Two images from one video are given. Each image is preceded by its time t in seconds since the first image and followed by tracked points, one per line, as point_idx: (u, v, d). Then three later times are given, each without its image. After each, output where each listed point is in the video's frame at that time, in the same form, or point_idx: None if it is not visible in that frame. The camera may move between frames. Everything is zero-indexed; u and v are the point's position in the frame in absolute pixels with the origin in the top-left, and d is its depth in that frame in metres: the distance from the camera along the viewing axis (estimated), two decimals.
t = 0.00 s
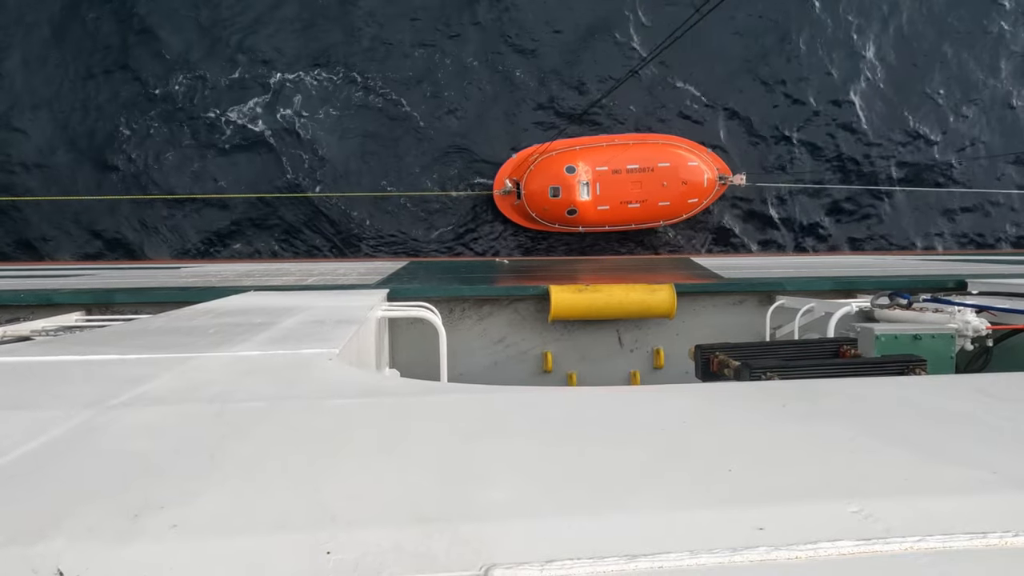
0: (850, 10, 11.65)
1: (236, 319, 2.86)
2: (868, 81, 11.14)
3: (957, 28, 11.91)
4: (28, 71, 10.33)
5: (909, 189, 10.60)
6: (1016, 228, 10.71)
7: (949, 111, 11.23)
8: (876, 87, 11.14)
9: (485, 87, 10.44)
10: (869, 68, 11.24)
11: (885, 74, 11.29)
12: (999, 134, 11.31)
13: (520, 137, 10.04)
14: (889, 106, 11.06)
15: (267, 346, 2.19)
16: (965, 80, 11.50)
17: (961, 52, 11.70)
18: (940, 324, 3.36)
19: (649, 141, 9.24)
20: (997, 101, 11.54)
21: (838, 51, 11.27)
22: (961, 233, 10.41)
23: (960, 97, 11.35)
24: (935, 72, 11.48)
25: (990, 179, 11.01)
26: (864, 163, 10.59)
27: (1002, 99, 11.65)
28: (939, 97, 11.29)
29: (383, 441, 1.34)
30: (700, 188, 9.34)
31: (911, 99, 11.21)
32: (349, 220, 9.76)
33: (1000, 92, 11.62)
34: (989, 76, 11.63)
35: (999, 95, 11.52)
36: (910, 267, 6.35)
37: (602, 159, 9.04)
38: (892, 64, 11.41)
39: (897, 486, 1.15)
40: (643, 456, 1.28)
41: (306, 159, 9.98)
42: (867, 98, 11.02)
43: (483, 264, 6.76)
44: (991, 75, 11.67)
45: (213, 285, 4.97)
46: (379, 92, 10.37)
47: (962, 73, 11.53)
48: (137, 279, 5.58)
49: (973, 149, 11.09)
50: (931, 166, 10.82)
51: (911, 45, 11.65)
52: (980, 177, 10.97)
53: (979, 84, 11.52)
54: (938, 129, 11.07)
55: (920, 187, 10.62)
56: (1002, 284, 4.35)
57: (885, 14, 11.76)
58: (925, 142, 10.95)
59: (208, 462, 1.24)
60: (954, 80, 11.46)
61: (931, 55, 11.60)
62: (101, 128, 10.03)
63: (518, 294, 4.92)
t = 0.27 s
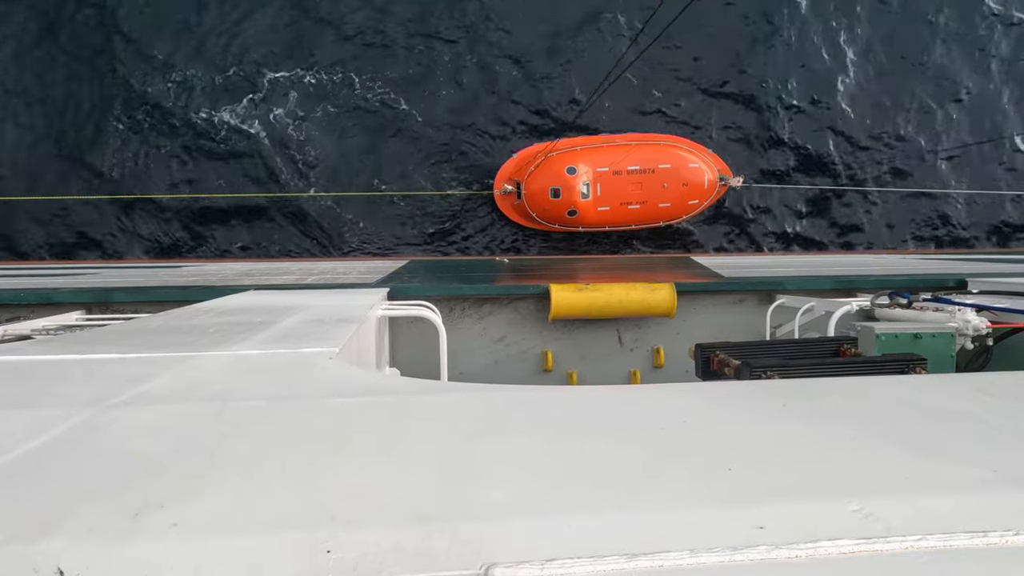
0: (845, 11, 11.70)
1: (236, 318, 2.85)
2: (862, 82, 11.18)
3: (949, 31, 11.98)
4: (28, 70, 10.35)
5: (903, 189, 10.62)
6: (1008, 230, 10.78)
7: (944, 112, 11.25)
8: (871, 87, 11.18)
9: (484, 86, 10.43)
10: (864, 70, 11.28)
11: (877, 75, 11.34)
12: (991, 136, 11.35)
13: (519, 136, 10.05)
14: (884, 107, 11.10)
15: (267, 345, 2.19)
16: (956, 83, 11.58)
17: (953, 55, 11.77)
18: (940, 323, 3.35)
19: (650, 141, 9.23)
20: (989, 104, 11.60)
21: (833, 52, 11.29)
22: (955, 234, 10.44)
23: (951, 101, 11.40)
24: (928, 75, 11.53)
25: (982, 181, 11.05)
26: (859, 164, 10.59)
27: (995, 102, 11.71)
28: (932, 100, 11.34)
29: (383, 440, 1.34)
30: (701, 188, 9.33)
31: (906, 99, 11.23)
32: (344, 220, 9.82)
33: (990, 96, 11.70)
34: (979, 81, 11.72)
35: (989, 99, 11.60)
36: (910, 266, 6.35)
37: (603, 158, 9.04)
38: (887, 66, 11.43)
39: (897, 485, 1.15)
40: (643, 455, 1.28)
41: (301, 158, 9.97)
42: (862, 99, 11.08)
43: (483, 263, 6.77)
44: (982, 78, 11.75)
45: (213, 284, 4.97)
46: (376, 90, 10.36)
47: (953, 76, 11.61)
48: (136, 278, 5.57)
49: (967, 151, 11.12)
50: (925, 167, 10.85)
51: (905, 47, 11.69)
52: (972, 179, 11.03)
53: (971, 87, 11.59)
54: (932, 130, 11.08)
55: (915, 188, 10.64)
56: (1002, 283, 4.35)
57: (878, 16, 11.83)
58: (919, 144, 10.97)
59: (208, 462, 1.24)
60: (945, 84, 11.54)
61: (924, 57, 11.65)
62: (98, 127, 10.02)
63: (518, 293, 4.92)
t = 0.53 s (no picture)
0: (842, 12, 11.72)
1: (237, 318, 2.85)
2: (856, 84, 11.26)
3: (948, 31, 11.93)
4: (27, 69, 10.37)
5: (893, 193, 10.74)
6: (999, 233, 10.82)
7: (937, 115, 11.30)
8: (866, 89, 11.24)
9: (483, 87, 10.48)
10: (860, 72, 11.35)
11: (874, 76, 11.38)
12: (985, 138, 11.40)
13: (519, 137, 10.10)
14: (879, 108, 11.15)
15: (267, 344, 2.19)
16: (954, 84, 11.57)
17: (950, 56, 11.76)
18: (941, 322, 3.35)
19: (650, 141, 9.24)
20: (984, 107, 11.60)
21: (829, 55, 11.37)
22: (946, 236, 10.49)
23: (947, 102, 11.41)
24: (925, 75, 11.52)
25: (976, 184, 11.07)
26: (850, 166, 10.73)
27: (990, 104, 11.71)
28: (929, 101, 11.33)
29: (383, 440, 1.34)
30: (701, 189, 9.35)
31: (903, 101, 11.24)
32: (341, 219, 9.87)
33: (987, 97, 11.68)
34: (978, 81, 11.67)
35: (986, 100, 11.58)
36: (911, 266, 6.34)
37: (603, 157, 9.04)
38: (884, 68, 11.45)
39: (898, 485, 1.15)
40: (643, 454, 1.28)
41: (298, 159, 10.02)
42: (856, 102, 11.16)
43: (483, 262, 6.77)
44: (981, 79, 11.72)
45: (214, 284, 4.98)
46: (375, 92, 10.42)
47: (951, 77, 11.60)
48: (136, 278, 5.57)
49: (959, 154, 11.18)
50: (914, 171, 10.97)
51: (903, 47, 11.66)
52: (966, 181, 11.06)
53: (968, 87, 11.58)
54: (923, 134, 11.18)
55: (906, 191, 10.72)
56: (1003, 282, 4.35)
57: (877, 16, 11.82)
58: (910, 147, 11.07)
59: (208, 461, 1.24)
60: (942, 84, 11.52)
61: (921, 58, 11.64)
62: (98, 126, 10.03)
63: (518, 292, 4.92)
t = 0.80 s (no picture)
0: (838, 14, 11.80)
1: (237, 318, 2.85)
2: (852, 86, 11.30)
3: (943, 33, 11.98)
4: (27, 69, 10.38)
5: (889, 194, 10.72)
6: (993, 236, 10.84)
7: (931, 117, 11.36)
8: (862, 91, 11.26)
9: (483, 88, 10.52)
10: (856, 73, 11.38)
11: (870, 77, 11.40)
12: (980, 140, 11.41)
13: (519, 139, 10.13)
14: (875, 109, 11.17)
15: (267, 344, 2.20)
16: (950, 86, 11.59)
17: (946, 58, 11.79)
18: (941, 323, 3.35)
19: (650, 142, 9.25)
20: (979, 109, 11.64)
21: (824, 56, 11.43)
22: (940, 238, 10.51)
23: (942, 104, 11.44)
24: (921, 76, 11.54)
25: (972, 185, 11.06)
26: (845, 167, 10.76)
27: (984, 106, 11.76)
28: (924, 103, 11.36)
29: (383, 440, 1.34)
30: (702, 189, 9.35)
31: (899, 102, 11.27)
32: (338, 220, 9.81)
33: (981, 99, 11.73)
34: (974, 83, 11.68)
35: (980, 103, 11.64)
36: (912, 267, 6.34)
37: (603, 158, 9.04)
38: (881, 69, 11.46)
39: (897, 485, 1.15)
40: (643, 455, 1.28)
41: (296, 159, 10.02)
42: (853, 103, 11.18)
43: (484, 263, 6.77)
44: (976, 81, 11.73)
45: (214, 284, 4.99)
46: (373, 92, 10.43)
47: (948, 78, 11.61)
48: (135, 278, 5.57)
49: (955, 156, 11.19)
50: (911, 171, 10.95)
51: (900, 48, 11.68)
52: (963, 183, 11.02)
53: (964, 89, 11.60)
54: (918, 136, 11.23)
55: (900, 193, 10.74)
56: (1003, 283, 4.35)
57: (873, 18, 11.86)
58: (905, 148, 11.10)
59: (207, 461, 1.24)
60: (939, 85, 11.53)
61: (917, 59, 11.67)
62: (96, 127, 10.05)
63: (518, 293, 4.92)
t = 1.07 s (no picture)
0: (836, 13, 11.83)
1: (237, 317, 2.85)
2: (851, 84, 11.31)
3: (938, 33, 12.07)
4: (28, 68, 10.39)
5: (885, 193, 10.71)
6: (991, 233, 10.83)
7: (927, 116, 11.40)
8: (860, 88, 11.28)
9: (483, 88, 10.54)
10: (854, 70, 11.42)
11: (868, 76, 11.43)
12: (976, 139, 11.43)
13: (519, 138, 10.14)
14: (873, 107, 11.18)
15: (268, 343, 2.20)
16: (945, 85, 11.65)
17: (940, 58, 11.86)
18: (941, 322, 3.35)
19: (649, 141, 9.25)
20: (974, 108, 11.70)
21: (823, 54, 11.45)
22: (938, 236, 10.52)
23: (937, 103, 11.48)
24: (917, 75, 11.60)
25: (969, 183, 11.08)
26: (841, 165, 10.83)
27: (979, 105, 11.86)
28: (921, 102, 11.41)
29: (383, 439, 1.34)
30: (702, 188, 9.35)
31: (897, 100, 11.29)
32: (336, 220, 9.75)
33: (976, 98, 11.80)
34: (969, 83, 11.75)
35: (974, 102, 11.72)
36: (912, 266, 6.34)
37: (603, 158, 9.04)
38: (878, 68, 11.50)
39: (897, 483, 1.15)
40: (643, 453, 1.28)
41: (293, 157, 10.02)
42: (850, 101, 11.18)
43: (484, 262, 6.77)
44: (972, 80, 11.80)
45: (214, 283, 4.99)
46: (373, 91, 10.44)
47: (944, 77, 11.67)
48: (135, 278, 5.57)
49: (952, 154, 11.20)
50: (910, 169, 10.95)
51: (895, 47, 11.77)
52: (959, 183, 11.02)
53: (960, 88, 11.66)
54: (914, 135, 11.29)
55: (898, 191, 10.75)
56: (1003, 282, 4.35)
57: (870, 17, 11.90)
58: (901, 147, 11.10)
59: (208, 460, 1.24)
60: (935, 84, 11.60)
61: (913, 59, 11.74)
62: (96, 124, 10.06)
63: (518, 292, 4.92)
